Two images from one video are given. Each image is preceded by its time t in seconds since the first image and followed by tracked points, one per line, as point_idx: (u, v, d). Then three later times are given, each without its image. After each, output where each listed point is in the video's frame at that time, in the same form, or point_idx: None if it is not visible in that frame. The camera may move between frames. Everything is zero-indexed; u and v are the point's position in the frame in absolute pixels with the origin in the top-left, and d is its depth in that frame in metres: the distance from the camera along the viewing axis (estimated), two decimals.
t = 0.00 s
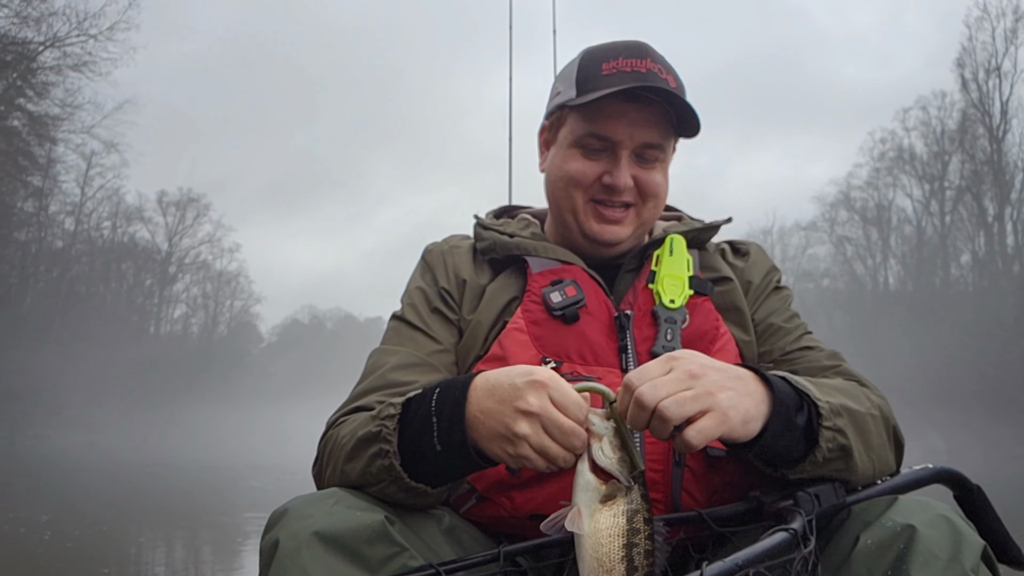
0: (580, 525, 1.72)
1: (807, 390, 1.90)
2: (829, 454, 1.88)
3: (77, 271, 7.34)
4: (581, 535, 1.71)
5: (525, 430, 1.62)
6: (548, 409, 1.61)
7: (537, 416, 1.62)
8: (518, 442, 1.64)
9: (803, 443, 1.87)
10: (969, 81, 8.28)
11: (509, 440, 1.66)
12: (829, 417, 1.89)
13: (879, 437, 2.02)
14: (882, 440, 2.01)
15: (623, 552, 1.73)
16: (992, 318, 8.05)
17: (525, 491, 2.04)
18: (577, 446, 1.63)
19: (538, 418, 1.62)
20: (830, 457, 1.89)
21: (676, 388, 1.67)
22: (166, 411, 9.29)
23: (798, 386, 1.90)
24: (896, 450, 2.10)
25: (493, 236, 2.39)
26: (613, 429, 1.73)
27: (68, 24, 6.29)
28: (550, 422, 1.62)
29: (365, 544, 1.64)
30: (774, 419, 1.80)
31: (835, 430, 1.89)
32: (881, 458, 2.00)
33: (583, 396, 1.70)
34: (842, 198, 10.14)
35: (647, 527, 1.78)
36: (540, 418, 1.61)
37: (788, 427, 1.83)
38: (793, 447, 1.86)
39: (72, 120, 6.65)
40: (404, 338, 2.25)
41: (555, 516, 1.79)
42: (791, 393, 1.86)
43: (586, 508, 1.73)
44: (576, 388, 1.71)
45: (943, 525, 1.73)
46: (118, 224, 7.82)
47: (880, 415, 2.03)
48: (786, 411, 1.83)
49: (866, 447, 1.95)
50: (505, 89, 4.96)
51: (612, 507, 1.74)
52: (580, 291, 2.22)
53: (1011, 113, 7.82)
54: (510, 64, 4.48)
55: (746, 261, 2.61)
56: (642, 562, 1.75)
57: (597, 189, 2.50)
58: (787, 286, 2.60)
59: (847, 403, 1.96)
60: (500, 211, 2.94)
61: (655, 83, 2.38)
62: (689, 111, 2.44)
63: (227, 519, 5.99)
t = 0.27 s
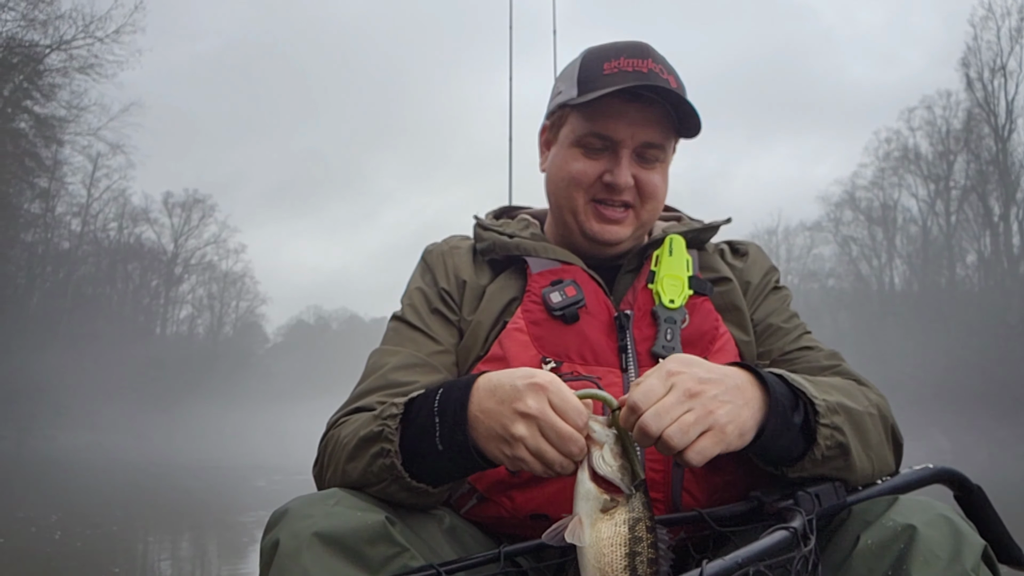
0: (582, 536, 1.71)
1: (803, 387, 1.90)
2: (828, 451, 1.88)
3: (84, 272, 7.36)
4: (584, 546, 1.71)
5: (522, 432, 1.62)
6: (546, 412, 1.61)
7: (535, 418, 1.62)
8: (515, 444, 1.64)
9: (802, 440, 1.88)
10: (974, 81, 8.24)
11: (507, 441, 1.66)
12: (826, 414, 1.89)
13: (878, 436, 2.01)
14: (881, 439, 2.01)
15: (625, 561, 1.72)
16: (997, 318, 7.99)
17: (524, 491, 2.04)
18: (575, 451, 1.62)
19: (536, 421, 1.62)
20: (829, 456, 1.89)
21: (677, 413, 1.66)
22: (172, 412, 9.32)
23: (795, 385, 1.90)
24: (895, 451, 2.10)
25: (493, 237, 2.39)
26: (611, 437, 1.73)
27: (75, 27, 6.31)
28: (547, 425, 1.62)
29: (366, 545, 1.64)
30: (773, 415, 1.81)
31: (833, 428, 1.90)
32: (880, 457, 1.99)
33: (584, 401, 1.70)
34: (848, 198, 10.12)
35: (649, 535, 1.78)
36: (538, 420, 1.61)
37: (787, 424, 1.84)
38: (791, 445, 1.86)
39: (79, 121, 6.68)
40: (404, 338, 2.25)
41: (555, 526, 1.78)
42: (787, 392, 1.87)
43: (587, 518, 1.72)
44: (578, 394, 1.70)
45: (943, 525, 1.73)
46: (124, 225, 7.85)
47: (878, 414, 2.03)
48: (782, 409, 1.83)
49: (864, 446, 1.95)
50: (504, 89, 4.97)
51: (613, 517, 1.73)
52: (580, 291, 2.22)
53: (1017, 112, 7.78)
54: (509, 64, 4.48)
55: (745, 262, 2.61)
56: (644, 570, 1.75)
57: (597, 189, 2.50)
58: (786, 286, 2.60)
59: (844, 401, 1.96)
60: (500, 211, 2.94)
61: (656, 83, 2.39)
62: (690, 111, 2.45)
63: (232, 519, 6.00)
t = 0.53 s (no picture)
0: (580, 532, 1.72)
1: (802, 400, 1.87)
2: (828, 462, 1.85)
3: (91, 273, 7.41)
4: (580, 541, 1.71)
5: (523, 429, 1.64)
6: (547, 408, 1.63)
7: (536, 416, 1.63)
8: (516, 442, 1.66)
9: (800, 455, 1.85)
10: (979, 80, 8.20)
11: (507, 440, 1.68)
12: (826, 426, 1.86)
13: (878, 442, 2.00)
14: (880, 444, 1.99)
15: (624, 556, 1.70)
16: (1002, 317, 7.95)
17: (525, 490, 2.04)
18: (576, 449, 1.64)
19: (536, 418, 1.64)
20: (829, 466, 1.86)
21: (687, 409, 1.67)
22: (178, 411, 9.36)
23: (795, 396, 1.87)
24: (896, 453, 2.09)
25: (494, 236, 2.39)
26: (612, 433, 1.71)
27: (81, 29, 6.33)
28: (547, 422, 1.63)
29: (367, 544, 1.64)
30: (769, 427, 1.79)
31: (833, 439, 1.87)
32: (880, 463, 1.98)
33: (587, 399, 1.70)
34: (854, 198, 10.10)
35: (649, 532, 1.75)
36: (539, 418, 1.63)
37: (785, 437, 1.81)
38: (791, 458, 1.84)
39: (85, 124, 6.70)
40: (404, 337, 2.25)
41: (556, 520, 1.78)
42: (784, 407, 1.84)
43: (586, 513, 1.73)
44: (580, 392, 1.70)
45: (944, 525, 1.72)
46: (130, 225, 7.89)
47: (880, 419, 2.02)
48: (779, 424, 1.81)
49: (865, 451, 1.94)
50: (504, 88, 4.97)
51: (612, 513, 1.72)
52: (581, 290, 2.22)
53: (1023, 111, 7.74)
54: (509, 64, 4.48)
55: (745, 261, 2.60)
56: (643, 567, 1.72)
57: (596, 186, 2.50)
58: (787, 285, 2.59)
59: (844, 411, 1.93)
60: (500, 211, 2.94)
61: (654, 80, 2.39)
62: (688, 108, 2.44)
63: (238, 519, 6.01)
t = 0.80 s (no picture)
0: (593, 520, 1.77)
1: (784, 404, 1.86)
2: (816, 464, 1.85)
3: (97, 274, 7.44)
4: (594, 531, 1.76)
5: (527, 428, 1.64)
6: (548, 406, 1.64)
7: (538, 414, 1.64)
8: (522, 440, 1.66)
9: (786, 458, 1.85)
10: (984, 79, 8.17)
11: (512, 437, 1.68)
12: (812, 429, 1.86)
13: (873, 441, 2.00)
14: (875, 442, 1.99)
15: (637, 541, 1.79)
16: (1008, 317, 7.91)
17: (526, 490, 2.04)
18: (581, 442, 1.65)
19: (538, 416, 1.64)
20: (820, 466, 1.86)
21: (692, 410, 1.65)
22: (183, 412, 9.40)
23: (777, 402, 1.86)
24: (897, 451, 2.09)
25: (495, 236, 2.39)
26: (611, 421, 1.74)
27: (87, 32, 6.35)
28: (550, 418, 1.64)
29: (368, 544, 1.64)
30: (752, 438, 1.77)
31: (820, 441, 1.86)
32: (878, 461, 1.98)
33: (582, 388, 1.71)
34: (859, 197, 10.07)
35: (660, 515, 1.84)
36: (540, 415, 1.64)
37: (768, 441, 1.81)
38: (776, 463, 1.83)
39: (90, 125, 6.72)
40: (405, 337, 2.25)
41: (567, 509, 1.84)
42: (765, 413, 1.83)
43: (597, 502, 1.79)
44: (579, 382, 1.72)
45: (944, 524, 1.71)
46: (136, 226, 7.92)
47: (874, 420, 2.01)
48: (760, 433, 1.79)
49: (855, 448, 1.94)
50: (505, 88, 4.98)
51: (623, 500, 1.79)
52: (581, 290, 2.21)
53: None
54: (510, 65, 4.48)
55: (746, 260, 2.59)
56: (657, 550, 1.81)
57: (595, 184, 2.50)
58: (788, 283, 2.58)
59: (830, 413, 1.92)
60: (500, 211, 2.95)
61: (652, 77, 2.40)
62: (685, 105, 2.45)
63: (243, 518, 6.01)
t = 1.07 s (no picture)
0: (587, 498, 1.74)
1: (780, 407, 1.86)
2: (817, 465, 1.85)
3: (103, 274, 7.48)
4: (589, 507, 1.74)
5: (525, 417, 1.62)
6: (542, 392, 1.62)
7: (534, 401, 1.62)
8: (520, 428, 1.64)
9: (786, 460, 1.84)
10: (990, 79, 8.13)
11: (510, 425, 1.66)
12: (809, 431, 1.86)
13: (873, 441, 2.00)
14: (873, 441, 2.00)
15: (631, 520, 1.77)
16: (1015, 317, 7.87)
17: (525, 490, 2.04)
18: (578, 426, 1.65)
19: (535, 403, 1.63)
20: (819, 467, 1.86)
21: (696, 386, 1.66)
22: (189, 411, 9.43)
23: (772, 408, 1.86)
24: (898, 451, 2.09)
25: (494, 236, 2.39)
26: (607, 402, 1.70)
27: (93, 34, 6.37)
28: (546, 404, 1.63)
29: (367, 544, 1.64)
30: (748, 444, 1.75)
31: (819, 442, 1.86)
32: (876, 461, 1.99)
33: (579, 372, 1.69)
34: (864, 197, 10.05)
35: (654, 493, 1.83)
36: (537, 402, 1.62)
37: (765, 444, 1.79)
38: (776, 465, 1.82)
39: (96, 127, 6.75)
40: (405, 337, 2.25)
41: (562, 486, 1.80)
42: (762, 416, 1.82)
43: (593, 480, 1.75)
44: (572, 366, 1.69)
45: (943, 526, 1.70)
46: (141, 227, 7.96)
47: (875, 425, 2.02)
48: (759, 436, 1.78)
49: (854, 448, 1.94)
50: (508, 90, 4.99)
51: (618, 477, 1.76)
52: (581, 290, 2.21)
53: None
54: (511, 66, 4.48)
55: (746, 260, 2.59)
56: (650, 529, 1.80)
57: (591, 178, 2.52)
58: (788, 283, 2.58)
59: (826, 415, 1.93)
60: (500, 211, 2.95)
61: (643, 71, 2.44)
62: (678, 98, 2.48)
63: (248, 518, 6.02)
